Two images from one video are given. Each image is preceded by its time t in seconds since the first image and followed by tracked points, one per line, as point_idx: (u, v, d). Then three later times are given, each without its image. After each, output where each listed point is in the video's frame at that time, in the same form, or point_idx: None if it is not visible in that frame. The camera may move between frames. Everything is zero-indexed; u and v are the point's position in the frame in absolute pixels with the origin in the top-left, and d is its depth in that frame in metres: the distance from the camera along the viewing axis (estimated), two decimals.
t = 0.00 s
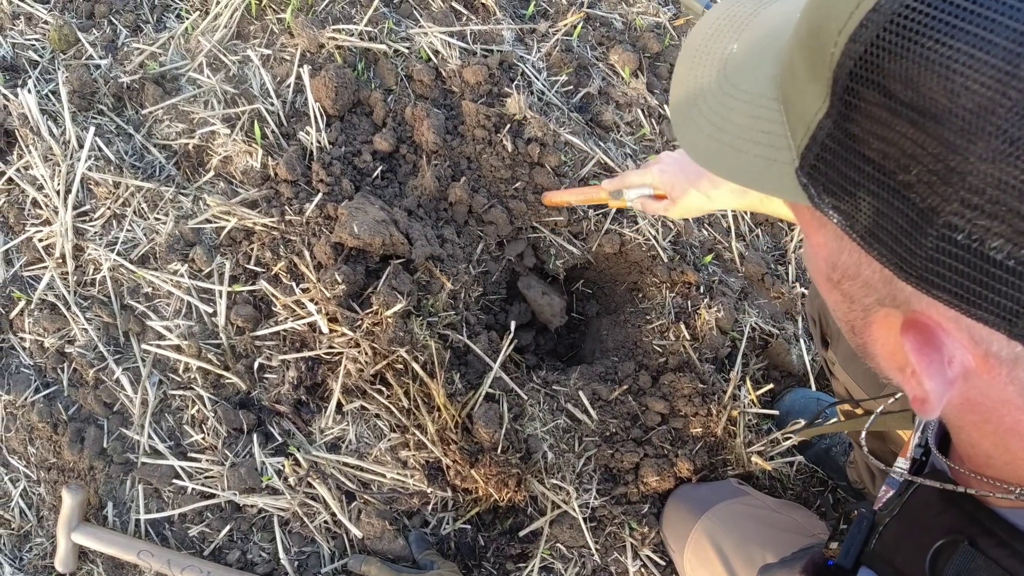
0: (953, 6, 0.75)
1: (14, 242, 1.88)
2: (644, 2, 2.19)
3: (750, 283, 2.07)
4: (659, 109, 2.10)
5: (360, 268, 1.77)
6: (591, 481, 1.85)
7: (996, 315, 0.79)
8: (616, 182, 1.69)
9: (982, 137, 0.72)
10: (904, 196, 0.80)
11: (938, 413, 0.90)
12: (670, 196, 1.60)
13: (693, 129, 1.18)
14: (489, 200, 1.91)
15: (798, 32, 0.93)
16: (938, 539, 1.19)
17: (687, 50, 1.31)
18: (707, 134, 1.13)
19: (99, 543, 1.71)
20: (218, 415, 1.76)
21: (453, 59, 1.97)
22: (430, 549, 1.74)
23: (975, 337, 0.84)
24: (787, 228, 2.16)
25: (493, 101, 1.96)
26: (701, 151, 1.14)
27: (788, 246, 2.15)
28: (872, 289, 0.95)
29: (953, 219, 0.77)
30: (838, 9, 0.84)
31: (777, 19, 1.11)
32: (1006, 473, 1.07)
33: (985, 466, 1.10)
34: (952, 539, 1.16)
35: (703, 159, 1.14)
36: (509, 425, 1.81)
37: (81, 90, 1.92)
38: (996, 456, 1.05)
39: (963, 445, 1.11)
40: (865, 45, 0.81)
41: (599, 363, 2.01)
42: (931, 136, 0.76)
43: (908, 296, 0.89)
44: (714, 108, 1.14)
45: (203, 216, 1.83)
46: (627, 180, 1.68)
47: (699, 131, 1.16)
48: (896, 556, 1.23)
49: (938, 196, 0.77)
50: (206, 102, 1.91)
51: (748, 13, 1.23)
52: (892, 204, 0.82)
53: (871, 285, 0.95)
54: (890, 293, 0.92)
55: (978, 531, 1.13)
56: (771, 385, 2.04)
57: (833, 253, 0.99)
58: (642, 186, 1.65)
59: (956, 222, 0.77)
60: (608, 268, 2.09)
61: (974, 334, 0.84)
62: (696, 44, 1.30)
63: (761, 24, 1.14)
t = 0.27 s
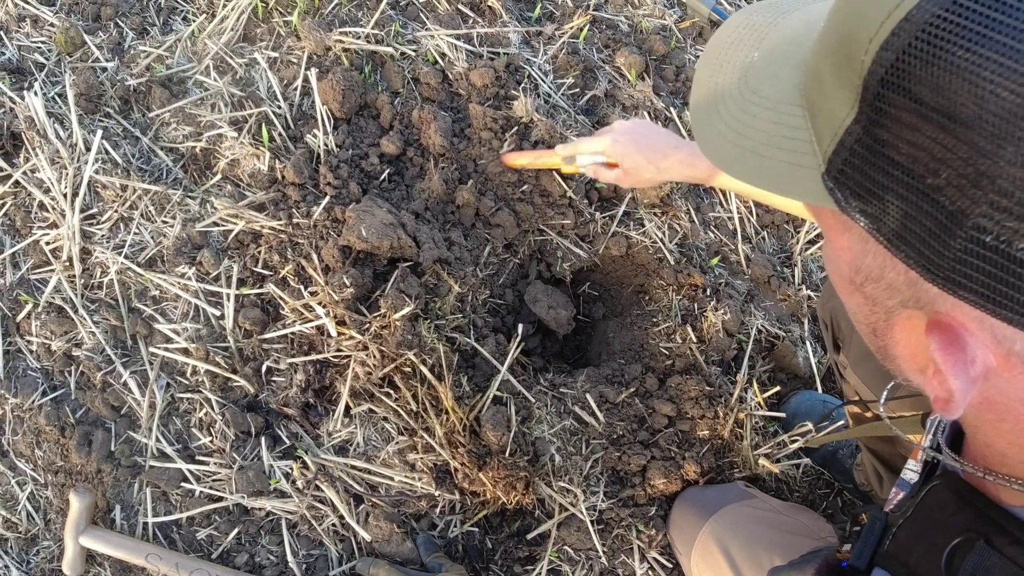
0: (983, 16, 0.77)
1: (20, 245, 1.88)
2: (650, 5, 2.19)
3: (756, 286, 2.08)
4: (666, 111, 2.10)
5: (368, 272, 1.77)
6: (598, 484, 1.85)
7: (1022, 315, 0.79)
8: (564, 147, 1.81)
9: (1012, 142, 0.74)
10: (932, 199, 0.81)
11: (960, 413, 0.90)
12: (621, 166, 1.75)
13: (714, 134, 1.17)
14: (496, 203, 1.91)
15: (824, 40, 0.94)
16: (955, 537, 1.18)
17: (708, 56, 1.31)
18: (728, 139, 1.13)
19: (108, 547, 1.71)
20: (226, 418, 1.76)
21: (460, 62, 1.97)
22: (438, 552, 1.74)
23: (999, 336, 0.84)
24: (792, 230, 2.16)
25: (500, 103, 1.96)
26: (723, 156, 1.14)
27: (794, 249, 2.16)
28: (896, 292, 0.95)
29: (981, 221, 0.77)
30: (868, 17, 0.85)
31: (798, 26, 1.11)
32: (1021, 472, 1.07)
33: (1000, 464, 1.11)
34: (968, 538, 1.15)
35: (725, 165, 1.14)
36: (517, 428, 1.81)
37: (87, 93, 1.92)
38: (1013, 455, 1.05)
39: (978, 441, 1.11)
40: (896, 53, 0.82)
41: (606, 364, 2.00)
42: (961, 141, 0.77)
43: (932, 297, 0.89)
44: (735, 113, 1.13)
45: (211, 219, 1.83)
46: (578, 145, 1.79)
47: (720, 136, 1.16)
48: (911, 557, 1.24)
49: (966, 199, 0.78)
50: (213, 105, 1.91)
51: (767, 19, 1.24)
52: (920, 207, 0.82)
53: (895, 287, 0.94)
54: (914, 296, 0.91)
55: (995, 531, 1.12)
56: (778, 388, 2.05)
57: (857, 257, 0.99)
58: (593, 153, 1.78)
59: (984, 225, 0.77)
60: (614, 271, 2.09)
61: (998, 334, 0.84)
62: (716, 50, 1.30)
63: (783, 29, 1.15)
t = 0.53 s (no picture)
0: (983, 27, 0.76)
1: (24, 252, 1.88)
2: (651, 9, 2.20)
3: (759, 289, 2.08)
4: (667, 115, 2.10)
5: (372, 277, 1.78)
6: (603, 488, 1.85)
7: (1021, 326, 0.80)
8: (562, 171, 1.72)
9: (1013, 154, 0.74)
10: (933, 210, 0.81)
11: (958, 420, 0.92)
12: (618, 189, 1.67)
13: (712, 141, 1.18)
14: (499, 207, 1.91)
15: (825, 50, 0.94)
16: (956, 547, 1.18)
17: (707, 61, 1.31)
18: (728, 146, 1.14)
19: (113, 553, 1.71)
20: (230, 424, 1.76)
21: (462, 67, 1.97)
22: (443, 557, 1.74)
23: (998, 346, 0.86)
24: (795, 233, 2.16)
25: (502, 108, 1.96)
26: (722, 163, 1.15)
27: (797, 252, 2.16)
28: (895, 300, 0.96)
29: (982, 232, 0.77)
30: (868, 28, 0.86)
31: (797, 35, 1.12)
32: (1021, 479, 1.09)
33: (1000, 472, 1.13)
34: (970, 548, 1.16)
35: (724, 172, 1.14)
36: (521, 433, 1.81)
37: (90, 100, 1.92)
38: (1013, 462, 1.07)
39: (977, 450, 1.13)
40: (897, 63, 0.82)
41: (609, 369, 2.01)
42: (961, 152, 0.77)
43: (932, 306, 0.90)
44: (735, 120, 1.14)
45: (214, 225, 1.83)
46: (574, 169, 1.70)
47: (719, 143, 1.16)
48: (915, 564, 1.24)
49: (966, 210, 0.78)
50: (216, 111, 1.92)
51: (765, 26, 1.24)
52: (920, 217, 0.82)
53: (894, 295, 0.96)
54: (913, 304, 0.92)
55: (997, 539, 1.14)
56: (781, 391, 2.05)
57: (856, 264, 1.00)
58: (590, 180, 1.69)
59: (984, 236, 0.77)
60: (617, 275, 2.09)
61: (997, 343, 0.86)
62: (714, 56, 1.31)
63: (782, 37, 1.15)
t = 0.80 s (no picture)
0: (970, 32, 0.77)
1: (27, 255, 1.88)
2: (653, 10, 2.20)
3: (762, 290, 2.07)
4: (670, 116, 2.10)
5: (375, 279, 1.78)
6: (607, 490, 1.85)
7: (1011, 326, 0.80)
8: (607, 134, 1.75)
9: (1001, 158, 0.75)
10: (924, 212, 0.82)
11: (956, 417, 0.89)
12: (660, 152, 1.66)
13: (709, 144, 1.19)
14: (502, 209, 1.91)
15: (817, 53, 0.95)
16: (956, 543, 1.17)
17: (701, 63, 1.31)
18: (724, 149, 1.15)
19: (116, 557, 1.70)
20: (234, 427, 1.76)
21: (465, 69, 1.97)
22: (447, 560, 1.74)
23: (992, 344, 0.85)
24: (798, 234, 2.16)
25: (505, 110, 1.96)
26: (719, 166, 1.16)
27: (799, 253, 2.16)
28: (889, 300, 0.96)
29: (972, 234, 0.78)
30: (858, 33, 0.86)
31: (790, 35, 1.12)
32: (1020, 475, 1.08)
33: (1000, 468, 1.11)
34: (971, 543, 1.15)
35: (720, 175, 1.16)
36: (525, 434, 1.81)
37: (93, 103, 1.92)
38: (1011, 460, 1.07)
39: (977, 446, 1.12)
40: (886, 68, 0.83)
41: (613, 371, 2.01)
42: (950, 156, 0.78)
43: (925, 306, 0.89)
44: (730, 123, 1.15)
45: (218, 228, 1.83)
46: (619, 132, 1.73)
47: (715, 147, 1.18)
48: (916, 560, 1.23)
49: (957, 213, 0.79)
50: (219, 114, 1.92)
51: (759, 28, 1.24)
52: (911, 220, 0.84)
53: (888, 295, 0.96)
54: (906, 304, 0.93)
55: (997, 536, 1.13)
56: (785, 392, 2.05)
57: (851, 265, 1.01)
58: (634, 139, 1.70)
59: (974, 238, 0.78)
60: (621, 276, 2.09)
61: (990, 342, 0.85)
62: (708, 57, 1.31)
63: (776, 38, 1.15)
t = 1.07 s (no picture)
0: (962, 31, 0.76)
1: (26, 258, 1.88)
2: (652, 12, 2.20)
3: (761, 291, 2.08)
4: (669, 118, 2.10)
5: (375, 281, 1.78)
6: (607, 492, 1.85)
7: (1004, 323, 0.80)
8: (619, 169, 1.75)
9: (992, 156, 0.75)
10: (916, 210, 0.82)
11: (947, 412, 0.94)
12: (672, 182, 1.65)
13: (706, 141, 1.20)
14: (501, 211, 1.91)
15: (813, 53, 0.95)
16: (954, 543, 1.18)
17: (699, 62, 1.31)
18: (720, 147, 1.16)
19: (116, 560, 1.70)
20: (234, 430, 1.76)
21: (464, 70, 1.97)
22: (447, 562, 1.74)
23: (983, 342, 0.86)
24: (797, 235, 2.16)
25: (504, 112, 1.96)
26: (715, 164, 1.17)
27: (798, 254, 2.16)
28: (882, 297, 0.97)
29: (963, 232, 0.78)
30: (854, 32, 0.87)
31: (788, 34, 1.12)
32: (1014, 475, 1.08)
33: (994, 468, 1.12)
34: (967, 543, 1.15)
35: (717, 173, 1.16)
36: (525, 436, 1.81)
37: (92, 105, 1.92)
38: (1005, 458, 1.06)
39: (972, 445, 1.12)
40: (880, 68, 0.83)
41: (613, 372, 2.01)
42: (942, 155, 0.78)
43: (918, 303, 0.90)
44: (727, 122, 1.16)
45: (217, 230, 1.83)
46: (629, 167, 1.73)
47: (712, 145, 1.18)
48: (914, 562, 1.23)
49: (948, 211, 0.79)
50: (218, 116, 1.92)
51: (757, 27, 1.25)
52: (904, 218, 0.84)
53: (881, 292, 0.96)
54: (900, 301, 0.93)
55: (993, 535, 1.13)
56: (784, 393, 2.05)
57: (845, 262, 1.01)
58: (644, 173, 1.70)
59: (966, 236, 0.78)
60: (620, 278, 2.09)
61: (981, 339, 0.86)
62: (706, 56, 1.31)
63: (773, 37, 1.15)
